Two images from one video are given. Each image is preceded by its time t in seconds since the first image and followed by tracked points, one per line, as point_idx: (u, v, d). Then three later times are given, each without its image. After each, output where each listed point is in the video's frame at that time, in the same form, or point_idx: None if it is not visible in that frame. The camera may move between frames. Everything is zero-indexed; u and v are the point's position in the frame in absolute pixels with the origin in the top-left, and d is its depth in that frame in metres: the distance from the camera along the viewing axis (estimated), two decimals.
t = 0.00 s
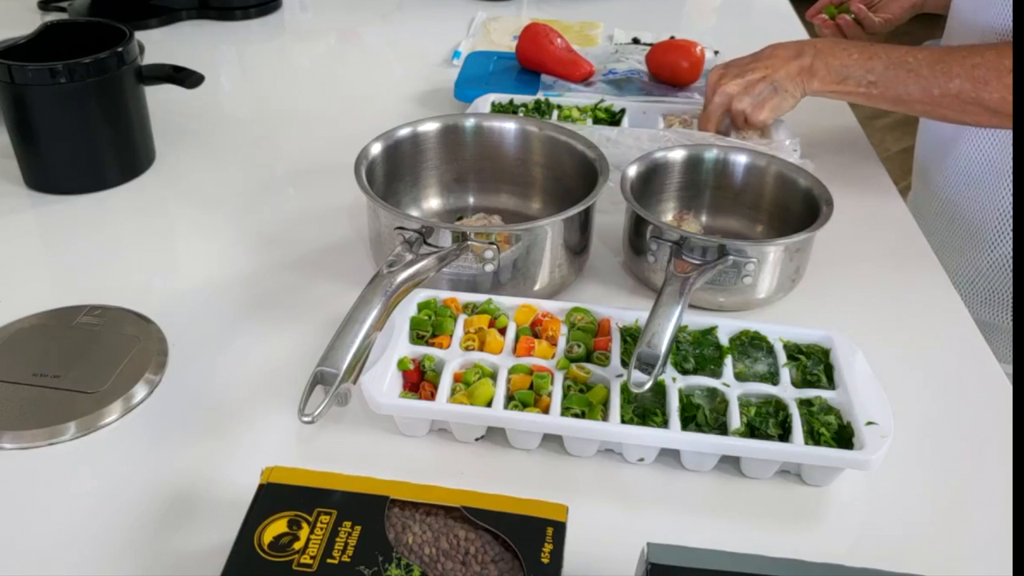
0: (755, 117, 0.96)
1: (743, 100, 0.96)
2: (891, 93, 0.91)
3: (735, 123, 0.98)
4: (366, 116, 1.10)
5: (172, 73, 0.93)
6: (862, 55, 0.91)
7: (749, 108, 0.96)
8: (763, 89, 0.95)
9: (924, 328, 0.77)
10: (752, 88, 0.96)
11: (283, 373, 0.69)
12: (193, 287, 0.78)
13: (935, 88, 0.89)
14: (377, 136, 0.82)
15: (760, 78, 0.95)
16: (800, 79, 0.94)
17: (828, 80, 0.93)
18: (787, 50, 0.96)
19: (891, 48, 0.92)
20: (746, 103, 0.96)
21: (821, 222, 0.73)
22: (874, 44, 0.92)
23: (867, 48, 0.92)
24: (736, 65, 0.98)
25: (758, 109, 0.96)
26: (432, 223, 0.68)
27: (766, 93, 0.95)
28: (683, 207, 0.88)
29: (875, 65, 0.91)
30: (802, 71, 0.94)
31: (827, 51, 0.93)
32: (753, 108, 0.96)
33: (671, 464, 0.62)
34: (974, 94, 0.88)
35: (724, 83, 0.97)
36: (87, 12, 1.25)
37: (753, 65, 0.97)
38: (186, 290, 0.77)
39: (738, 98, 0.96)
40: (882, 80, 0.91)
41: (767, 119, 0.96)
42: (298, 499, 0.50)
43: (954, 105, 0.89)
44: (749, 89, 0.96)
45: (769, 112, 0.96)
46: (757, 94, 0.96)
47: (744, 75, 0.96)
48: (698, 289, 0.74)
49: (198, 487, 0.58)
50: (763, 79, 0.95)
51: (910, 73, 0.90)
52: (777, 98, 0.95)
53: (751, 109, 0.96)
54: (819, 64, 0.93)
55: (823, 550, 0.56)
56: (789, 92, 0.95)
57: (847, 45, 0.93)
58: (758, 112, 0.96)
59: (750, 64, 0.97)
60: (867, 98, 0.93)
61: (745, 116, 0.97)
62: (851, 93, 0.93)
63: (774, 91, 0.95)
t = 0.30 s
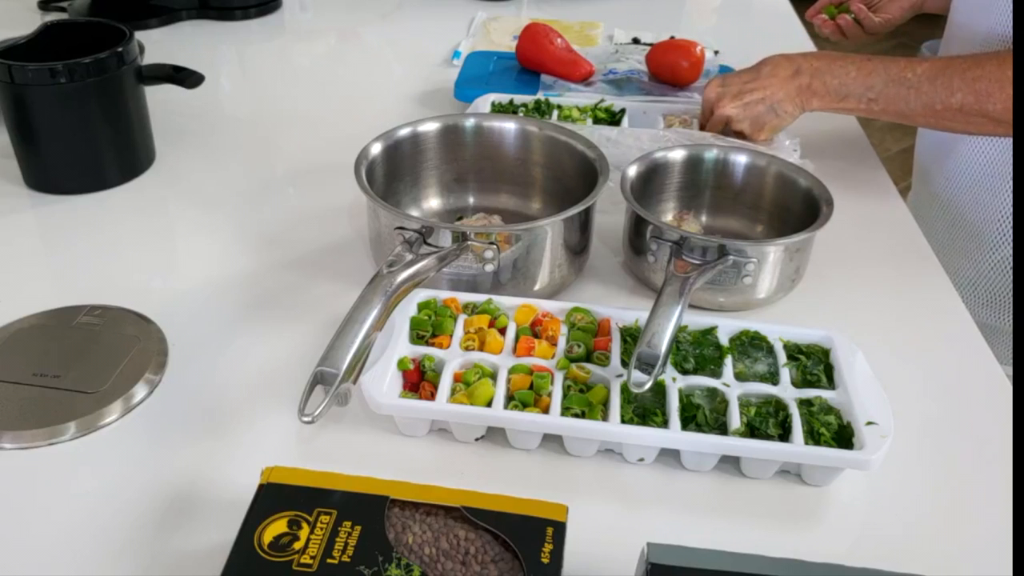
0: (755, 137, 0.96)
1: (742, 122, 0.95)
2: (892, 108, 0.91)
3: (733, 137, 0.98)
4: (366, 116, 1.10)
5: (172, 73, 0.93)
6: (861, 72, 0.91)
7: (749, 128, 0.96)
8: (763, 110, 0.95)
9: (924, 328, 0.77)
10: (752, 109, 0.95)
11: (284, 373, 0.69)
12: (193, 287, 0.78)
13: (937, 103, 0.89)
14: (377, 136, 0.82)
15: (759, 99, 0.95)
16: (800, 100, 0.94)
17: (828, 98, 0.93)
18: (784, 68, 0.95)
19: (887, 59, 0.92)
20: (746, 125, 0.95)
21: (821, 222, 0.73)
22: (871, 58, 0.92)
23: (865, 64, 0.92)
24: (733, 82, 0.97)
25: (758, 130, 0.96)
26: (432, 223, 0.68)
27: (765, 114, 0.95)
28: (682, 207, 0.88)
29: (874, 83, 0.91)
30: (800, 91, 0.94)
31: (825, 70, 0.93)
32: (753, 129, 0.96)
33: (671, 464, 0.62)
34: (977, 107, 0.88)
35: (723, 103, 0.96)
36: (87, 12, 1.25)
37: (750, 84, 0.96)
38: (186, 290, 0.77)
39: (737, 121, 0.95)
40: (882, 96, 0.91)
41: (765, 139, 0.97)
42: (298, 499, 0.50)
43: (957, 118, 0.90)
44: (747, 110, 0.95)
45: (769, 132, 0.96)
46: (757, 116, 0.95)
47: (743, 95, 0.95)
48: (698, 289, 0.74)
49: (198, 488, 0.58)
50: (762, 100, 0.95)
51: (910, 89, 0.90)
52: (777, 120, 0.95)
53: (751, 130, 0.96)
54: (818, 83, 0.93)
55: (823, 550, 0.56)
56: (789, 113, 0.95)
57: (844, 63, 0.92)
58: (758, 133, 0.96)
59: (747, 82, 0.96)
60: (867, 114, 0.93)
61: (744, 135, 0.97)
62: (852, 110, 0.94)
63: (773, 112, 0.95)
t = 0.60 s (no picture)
0: (751, 133, 0.96)
1: (738, 117, 0.95)
2: (890, 107, 0.91)
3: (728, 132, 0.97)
4: (366, 116, 1.10)
5: (172, 73, 0.93)
6: (859, 69, 0.91)
7: (745, 124, 0.95)
8: (760, 106, 0.95)
9: (924, 328, 0.77)
10: (748, 105, 0.95)
11: (283, 373, 0.69)
12: (192, 287, 0.78)
13: (936, 102, 0.89)
14: (377, 136, 0.82)
15: (755, 93, 0.94)
16: (797, 97, 0.94)
17: (825, 95, 0.93)
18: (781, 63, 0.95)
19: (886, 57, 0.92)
20: (742, 121, 0.95)
21: (821, 222, 0.73)
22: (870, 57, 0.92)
23: (863, 62, 0.92)
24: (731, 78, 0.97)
25: (755, 126, 0.96)
26: (432, 223, 0.68)
27: (761, 109, 0.95)
28: (681, 208, 0.88)
29: (873, 81, 0.90)
30: (797, 86, 0.93)
31: (822, 66, 0.93)
32: (749, 125, 0.95)
33: (671, 464, 0.62)
34: (977, 107, 0.88)
35: (719, 99, 0.96)
36: (86, 12, 1.25)
37: (747, 79, 0.96)
38: (186, 290, 0.77)
39: (733, 116, 0.95)
40: (880, 95, 0.91)
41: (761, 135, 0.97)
42: (298, 499, 0.50)
43: (955, 118, 0.90)
44: (743, 106, 0.95)
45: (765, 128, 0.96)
46: (753, 112, 0.95)
47: (740, 91, 0.95)
48: (699, 289, 0.74)
49: (198, 488, 0.58)
50: (758, 95, 0.94)
51: (909, 88, 0.90)
52: (774, 115, 0.95)
53: (747, 126, 0.96)
54: (816, 80, 0.93)
55: (823, 550, 0.56)
56: (786, 109, 0.95)
57: (843, 60, 0.92)
58: (754, 129, 0.95)
59: (744, 77, 0.96)
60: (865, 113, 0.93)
61: (740, 131, 0.96)
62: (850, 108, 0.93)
63: (769, 107, 0.94)
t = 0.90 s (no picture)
0: (746, 133, 0.97)
1: (732, 118, 0.96)
2: (885, 108, 0.91)
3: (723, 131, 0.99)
4: (366, 117, 1.10)
5: (172, 73, 0.93)
6: (854, 70, 0.91)
7: (740, 124, 0.97)
8: (753, 106, 0.96)
9: (923, 328, 0.77)
10: (742, 106, 0.96)
11: (283, 373, 0.69)
12: (192, 287, 0.78)
13: (931, 103, 0.88)
14: (377, 136, 0.82)
15: (748, 94, 0.95)
16: (791, 97, 0.94)
17: (820, 96, 0.94)
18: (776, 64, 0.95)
19: (882, 58, 0.92)
20: (736, 121, 0.96)
21: (820, 222, 0.73)
22: (866, 58, 0.92)
23: (859, 62, 0.92)
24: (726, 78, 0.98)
25: (750, 126, 0.97)
26: (432, 223, 0.68)
27: (755, 110, 0.96)
28: (681, 209, 0.88)
29: (867, 81, 0.91)
30: (792, 87, 0.94)
31: (817, 67, 0.93)
32: (744, 125, 0.96)
33: (671, 464, 0.62)
34: (972, 108, 0.87)
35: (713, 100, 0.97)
36: (87, 12, 1.25)
37: (742, 79, 0.97)
38: (186, 290, 0.77)
39: (727, 117, 0.96)
40: (874, 96, 0.91)
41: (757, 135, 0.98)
42: (298, 499, 0.50)
43: (951, 119, 0.89)
44: (737, 107, 0.96)
45: (759, 128, 0.97)
46: (747, 112, 0.96)
47: (733, 91, 0.96)
48: (699, 289, 0.74)
49: (198, 488, 0.58)
50: (751, 96, 0.95)
51: (902, 90, 0.90)
52: (768, 116, 0.95)
53: (742, 126, 0.97)
54: (809, 80, 0.93)
55: (823, 550, 0.56)
56: (780, 109, 0.95)
57: (838, 61, 0.93)
58: (748, 129, 0.97)
59: (739, 78, 0.97)
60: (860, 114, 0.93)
61: (735, 132, 0.97)
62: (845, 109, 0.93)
63: (762, 108, 0.95)
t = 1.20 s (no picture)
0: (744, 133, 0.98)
1: (730, 119, 0.97)
2: (883, 110, 0.91)
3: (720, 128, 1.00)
4: (366, 117, 1.10)
5: (172, 73, 0.93)
6: (852, 72, 0.91)
7: (738, 124, 0.97)
8: (751, 108, 0.96)
9: (923, 328, 0.77)
10: (740, 108, 0.96)
11: (283, 373, 0.69)
12: (193, 287, 0.78)
13: (930, 105, 0.88)
14: (377, 136, 0.82)
15: (746, 95, 0.96)
16: (788, 99, 0.95)
17: (818, 97, 0.93)
18: (774, 65, 0.95)
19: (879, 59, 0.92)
20: (734, 122, 0.97)
21: (820, 222, 0.73)
22: (864, 59, 0.92)
23: (857, 64, 0.91)
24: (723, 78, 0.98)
25: (748, 125, 0.97)
26: (432, 223, 0.68)
27: (754, 111, 0.96)
28: (681, 209, 0.88)
29: (865, 83, 0.90)
30: (790, 89, 0.94)
31: (814, 68, 0.93)
32: (742, 125, 0.97)
33: (671, 464, 0.62)
34: (971, 109, 0.87)
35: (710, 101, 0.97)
36: (87, 12, 1.25)
37: (739, 80, 0.96)
38: (186, 290, 0.77)
39: (724, 118, 0.97)
40: (873, 98, 0.91)
41: (756, 133, 0.98)
42: (298, 499, 0.50)
43: (950, 119, 0.89)
44: (734, 108, 0.96)
45: (757, 128, 0.97)
46: (745, 113, 0.96)
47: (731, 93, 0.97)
48: (699, 289, 0.74)
49: (198, 488, 0.58)
50: (748, 98, 0.96)
51: (899, 92, 0.89)
52: (765, 117, 0.96)
53: (740, 126, 0.97)
54: (807, 82, 0.93)
55: (823, 550, 0.56)
56: (778, 111, 0.96)
57: (836, 63, 0.92)
58: (747, 128, 0.97)
59: (735, 78, 0.97)
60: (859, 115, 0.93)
61: (734, 131, 0.98)
62: (844, 110, 0.94)
63: (760, 109, 0.96)
